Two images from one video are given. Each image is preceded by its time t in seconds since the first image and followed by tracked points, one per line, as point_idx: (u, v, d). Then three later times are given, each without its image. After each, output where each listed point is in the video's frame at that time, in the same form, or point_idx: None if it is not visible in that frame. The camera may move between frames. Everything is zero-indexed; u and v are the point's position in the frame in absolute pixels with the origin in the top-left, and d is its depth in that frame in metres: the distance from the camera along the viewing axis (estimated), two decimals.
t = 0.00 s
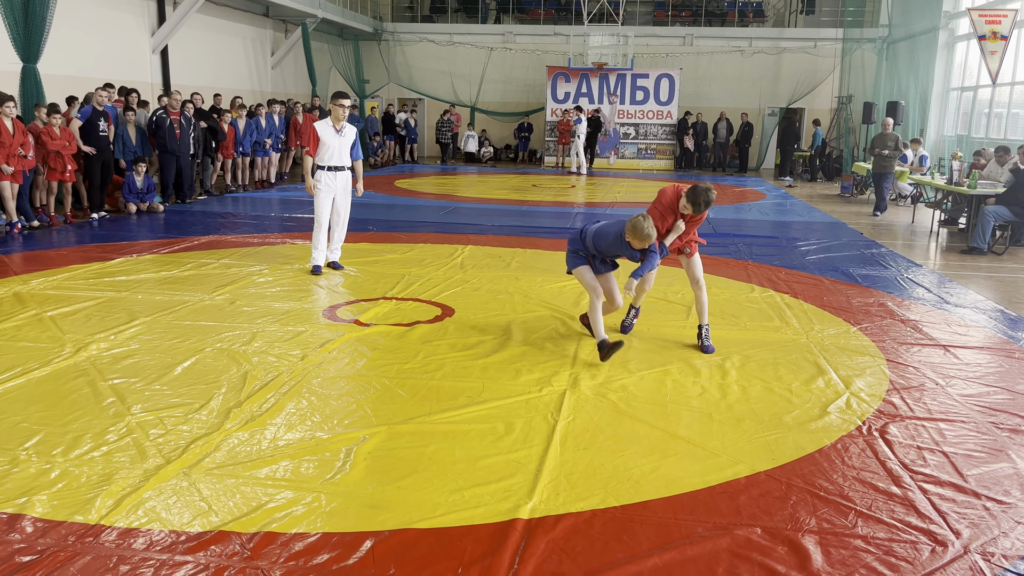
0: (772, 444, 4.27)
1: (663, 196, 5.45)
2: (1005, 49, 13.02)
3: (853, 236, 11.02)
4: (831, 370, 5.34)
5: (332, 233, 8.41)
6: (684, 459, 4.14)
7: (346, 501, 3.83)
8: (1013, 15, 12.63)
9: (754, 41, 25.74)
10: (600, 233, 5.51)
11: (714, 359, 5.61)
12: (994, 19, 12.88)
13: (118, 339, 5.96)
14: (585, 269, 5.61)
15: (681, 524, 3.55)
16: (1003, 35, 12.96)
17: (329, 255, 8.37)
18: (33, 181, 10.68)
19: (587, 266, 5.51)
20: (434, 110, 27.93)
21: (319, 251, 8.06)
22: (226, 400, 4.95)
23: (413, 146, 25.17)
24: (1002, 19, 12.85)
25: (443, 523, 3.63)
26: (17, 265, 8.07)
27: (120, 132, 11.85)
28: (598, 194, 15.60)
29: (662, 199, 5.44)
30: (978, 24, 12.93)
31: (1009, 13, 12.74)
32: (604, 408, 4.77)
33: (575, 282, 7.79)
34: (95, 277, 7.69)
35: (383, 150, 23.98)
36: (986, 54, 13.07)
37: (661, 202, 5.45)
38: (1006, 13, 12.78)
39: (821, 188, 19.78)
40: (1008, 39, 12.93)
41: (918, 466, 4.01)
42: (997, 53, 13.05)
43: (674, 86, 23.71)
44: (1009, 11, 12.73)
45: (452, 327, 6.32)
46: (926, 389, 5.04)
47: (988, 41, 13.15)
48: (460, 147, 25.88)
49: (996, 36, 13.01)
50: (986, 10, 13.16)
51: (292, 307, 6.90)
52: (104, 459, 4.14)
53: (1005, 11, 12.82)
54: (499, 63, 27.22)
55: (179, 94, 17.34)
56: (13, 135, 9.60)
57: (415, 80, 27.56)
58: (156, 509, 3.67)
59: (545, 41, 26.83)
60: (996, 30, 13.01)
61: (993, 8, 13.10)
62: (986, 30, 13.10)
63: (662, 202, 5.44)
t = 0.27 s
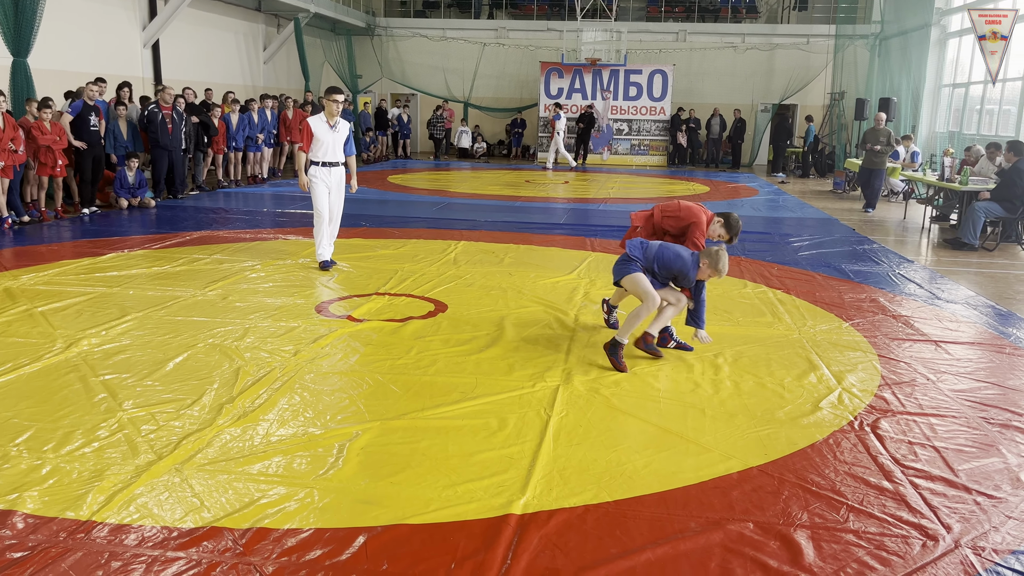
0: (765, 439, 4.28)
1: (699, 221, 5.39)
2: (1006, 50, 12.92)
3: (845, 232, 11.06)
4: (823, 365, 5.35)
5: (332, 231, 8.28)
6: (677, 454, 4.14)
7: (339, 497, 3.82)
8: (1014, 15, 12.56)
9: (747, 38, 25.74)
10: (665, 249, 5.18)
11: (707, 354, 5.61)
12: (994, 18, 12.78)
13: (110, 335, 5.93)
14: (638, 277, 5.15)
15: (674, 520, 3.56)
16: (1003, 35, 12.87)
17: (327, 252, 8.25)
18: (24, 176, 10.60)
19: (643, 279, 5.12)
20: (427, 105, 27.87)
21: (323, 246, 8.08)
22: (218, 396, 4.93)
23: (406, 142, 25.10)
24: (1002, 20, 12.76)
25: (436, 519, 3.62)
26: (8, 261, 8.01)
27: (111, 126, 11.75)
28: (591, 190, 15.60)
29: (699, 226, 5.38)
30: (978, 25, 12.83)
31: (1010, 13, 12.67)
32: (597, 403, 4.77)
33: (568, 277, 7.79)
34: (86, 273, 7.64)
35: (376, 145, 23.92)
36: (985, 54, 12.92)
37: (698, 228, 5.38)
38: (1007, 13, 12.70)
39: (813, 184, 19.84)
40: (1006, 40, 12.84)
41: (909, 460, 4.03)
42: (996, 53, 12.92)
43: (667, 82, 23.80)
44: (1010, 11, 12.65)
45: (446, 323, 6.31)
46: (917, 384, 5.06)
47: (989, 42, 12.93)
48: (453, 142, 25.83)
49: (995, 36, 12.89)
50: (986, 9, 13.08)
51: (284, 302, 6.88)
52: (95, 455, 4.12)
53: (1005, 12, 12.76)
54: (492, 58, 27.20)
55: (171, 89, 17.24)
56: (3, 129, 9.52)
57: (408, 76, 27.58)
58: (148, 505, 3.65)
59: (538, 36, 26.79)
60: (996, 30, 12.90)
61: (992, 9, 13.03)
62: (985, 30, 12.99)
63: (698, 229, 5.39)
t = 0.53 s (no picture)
0: (752, 434, 4.30)
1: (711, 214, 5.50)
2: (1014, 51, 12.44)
3: (832, 228, 11.10)
4: (810, 361, 5.37)
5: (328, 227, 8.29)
6: (664, 450, 4.15)
7: (326, 495, 3.80)
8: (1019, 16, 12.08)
9: (734, 33, 25.84)
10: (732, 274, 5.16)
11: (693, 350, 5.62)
12: (995, 19, 12.37)
13: (94, 333, 5.87)
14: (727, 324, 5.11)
15: (661, 515, 3.56)
16: (1005, 36, 12.39)
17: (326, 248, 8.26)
18: (6, 173, 10.48)
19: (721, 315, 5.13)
20: (414, 101, 27.77)
21: (317, 244, 8.11)
22: (204, 394, 4.89)
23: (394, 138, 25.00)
24: (1004, 20, 12.35)
25: (424, 516, 3.61)
26: None
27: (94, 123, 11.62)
28: (579, 186, 15.58)
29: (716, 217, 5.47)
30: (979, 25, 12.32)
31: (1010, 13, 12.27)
32: (584, 399, 4.77)
33: (556, 274, 7.78)
34: (70, 270, 7.57)
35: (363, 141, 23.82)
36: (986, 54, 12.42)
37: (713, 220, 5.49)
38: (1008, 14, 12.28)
39: (800, 179, 19.90)
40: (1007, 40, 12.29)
41: (895, 455, 4.05)
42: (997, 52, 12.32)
43: (654, 78, 23.77)
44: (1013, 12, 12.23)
45: (434, 319, 6.30)
46: (902, 379, 5.09)
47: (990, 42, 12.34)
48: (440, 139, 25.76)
49: (997, 37, 12.44)
50: (986, 10, 12.72)
51: (271, 299, 6.84)
52: (79, 454, 4.08)
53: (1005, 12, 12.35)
54: (480, 54, 27.15)
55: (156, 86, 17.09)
56: None
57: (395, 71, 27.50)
58: (132, 504, 3.62)
59: (525, 32, 26.74)
60: (997, 30, 12.49)
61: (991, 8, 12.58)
62: (985, 31, 12.55)
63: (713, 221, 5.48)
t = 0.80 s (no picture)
0: (732, 430, 4.30)
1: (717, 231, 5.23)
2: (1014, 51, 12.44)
3: (812, 223, 11.18)
4: (789, 356, 5.39)
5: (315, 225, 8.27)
6: (645, 447, 4.14)
7: (305, 496, 3.77)
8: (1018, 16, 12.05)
9: (714, 30, 25.93)
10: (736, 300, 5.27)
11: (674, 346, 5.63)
12: (995, 18, 12.32)
13: (70, 335, 5.79)
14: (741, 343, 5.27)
15: (641, 512, 3.56)
16: (1004, 36, 12.31)
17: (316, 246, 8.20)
18: None
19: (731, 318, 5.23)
20: (396, 98, 27.64)
21: (301, 245, 7.95)
22: (182, 395, 4.83)
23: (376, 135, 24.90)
24: (1004, 19, 12.29)
25: (404, 516, 3.58)
26: None
27: (70, 121, 11.48)
28: (562, 183, 15.59)
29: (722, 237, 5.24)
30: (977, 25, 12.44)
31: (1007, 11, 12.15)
32: (565, 397, 4.76)
33: (538, 271, 7.77)
34: (46, 271, 7.45)
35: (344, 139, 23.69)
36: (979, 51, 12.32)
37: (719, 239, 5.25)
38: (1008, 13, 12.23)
39: (781, 174, 20.04)
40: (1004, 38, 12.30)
41: (873, 448, 4.07)
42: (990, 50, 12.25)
43: (636, 75, 23.79)
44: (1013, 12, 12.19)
45: (415, 318, 6.26)
46: (881, 373, 5.12)
47: (989, 42, 12.41)
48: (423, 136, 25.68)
49: (997, 36, 12.37)
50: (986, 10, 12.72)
51: (250, 299, 6.78)
52: (53, 458, 4.01)
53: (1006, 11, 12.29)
54: (461, 50, 27.08)
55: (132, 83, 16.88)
56: None
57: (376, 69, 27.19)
58: (108, 508, 3.57)
59: (506, 28, 26.73)
60: (996, 31, 12.37)
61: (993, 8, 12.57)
62: (986, 31, 12.47)
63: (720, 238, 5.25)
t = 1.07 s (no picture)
0: (703, 425, 4.32)
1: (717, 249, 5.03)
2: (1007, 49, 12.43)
3: (784, 217, 11.27)
4: (761, 349, 5.42)
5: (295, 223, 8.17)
6: (616, 442, 4.14)
7: (274, 498, 3.71)
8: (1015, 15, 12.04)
9: (687, 25, 26.08)
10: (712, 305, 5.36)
11: (647, 342, 5.63)
12: (993, 18, 12.23)
13: (34, 338, 5.67)
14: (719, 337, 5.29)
15: (612, 508, 3.55)
16: (1003, 35, 12.32)
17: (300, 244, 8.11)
18: None
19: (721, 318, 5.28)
20: (370, 94, 27.43)
21: (275, 243, 7.83)
22: (150, 397, 4.75)
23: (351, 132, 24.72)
24: (1002, 19, 12.21)
25: (374, 517, 3.55)
26: None
27: (35, 120, 11.37)
28: (537, 179, 15.58)
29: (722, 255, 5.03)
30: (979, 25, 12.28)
31: (1011, 13, 12.06)
32: (538, 394, 4.75)
33: (512, 268, 7.75)
34: (10, 273, 7.30)
35: (318, 136, 23.49)
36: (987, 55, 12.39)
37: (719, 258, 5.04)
38: (1006, 12, 12.15)
39: (754, 169, 20.17)
40: (1008, 40, 12.31)
41: (842, 441, 4.10)
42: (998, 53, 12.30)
43: (610, 70, 23.89)
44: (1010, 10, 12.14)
45: (387, 316, 6.21)
46: (850, 365, 5.17)
47: (989, 41, 12.50)
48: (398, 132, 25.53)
49: (995, 36, 12.38)
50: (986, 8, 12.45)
51: (221, 299, 6.68)
52: (16, 464, 3.93)
53: (1004, 11, 12.22)
54: (435, 46, 26.96)
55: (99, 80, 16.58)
56: None
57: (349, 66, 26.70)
58: (71, 514, 3.50)
59: (480, 24, 26.69)
60: (997, 30, 12.36)
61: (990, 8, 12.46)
62: (985, 31, 12.44)
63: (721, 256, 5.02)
